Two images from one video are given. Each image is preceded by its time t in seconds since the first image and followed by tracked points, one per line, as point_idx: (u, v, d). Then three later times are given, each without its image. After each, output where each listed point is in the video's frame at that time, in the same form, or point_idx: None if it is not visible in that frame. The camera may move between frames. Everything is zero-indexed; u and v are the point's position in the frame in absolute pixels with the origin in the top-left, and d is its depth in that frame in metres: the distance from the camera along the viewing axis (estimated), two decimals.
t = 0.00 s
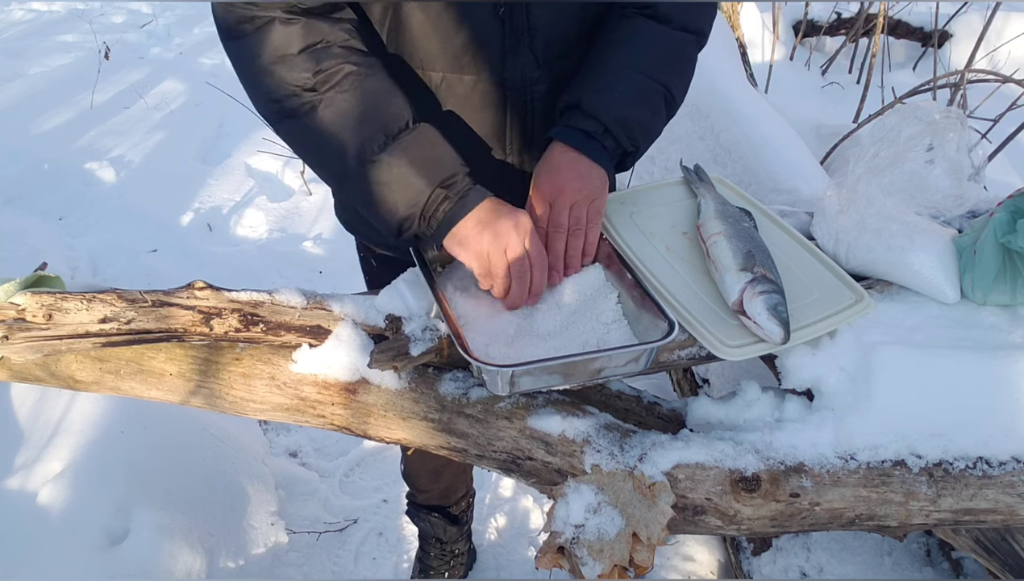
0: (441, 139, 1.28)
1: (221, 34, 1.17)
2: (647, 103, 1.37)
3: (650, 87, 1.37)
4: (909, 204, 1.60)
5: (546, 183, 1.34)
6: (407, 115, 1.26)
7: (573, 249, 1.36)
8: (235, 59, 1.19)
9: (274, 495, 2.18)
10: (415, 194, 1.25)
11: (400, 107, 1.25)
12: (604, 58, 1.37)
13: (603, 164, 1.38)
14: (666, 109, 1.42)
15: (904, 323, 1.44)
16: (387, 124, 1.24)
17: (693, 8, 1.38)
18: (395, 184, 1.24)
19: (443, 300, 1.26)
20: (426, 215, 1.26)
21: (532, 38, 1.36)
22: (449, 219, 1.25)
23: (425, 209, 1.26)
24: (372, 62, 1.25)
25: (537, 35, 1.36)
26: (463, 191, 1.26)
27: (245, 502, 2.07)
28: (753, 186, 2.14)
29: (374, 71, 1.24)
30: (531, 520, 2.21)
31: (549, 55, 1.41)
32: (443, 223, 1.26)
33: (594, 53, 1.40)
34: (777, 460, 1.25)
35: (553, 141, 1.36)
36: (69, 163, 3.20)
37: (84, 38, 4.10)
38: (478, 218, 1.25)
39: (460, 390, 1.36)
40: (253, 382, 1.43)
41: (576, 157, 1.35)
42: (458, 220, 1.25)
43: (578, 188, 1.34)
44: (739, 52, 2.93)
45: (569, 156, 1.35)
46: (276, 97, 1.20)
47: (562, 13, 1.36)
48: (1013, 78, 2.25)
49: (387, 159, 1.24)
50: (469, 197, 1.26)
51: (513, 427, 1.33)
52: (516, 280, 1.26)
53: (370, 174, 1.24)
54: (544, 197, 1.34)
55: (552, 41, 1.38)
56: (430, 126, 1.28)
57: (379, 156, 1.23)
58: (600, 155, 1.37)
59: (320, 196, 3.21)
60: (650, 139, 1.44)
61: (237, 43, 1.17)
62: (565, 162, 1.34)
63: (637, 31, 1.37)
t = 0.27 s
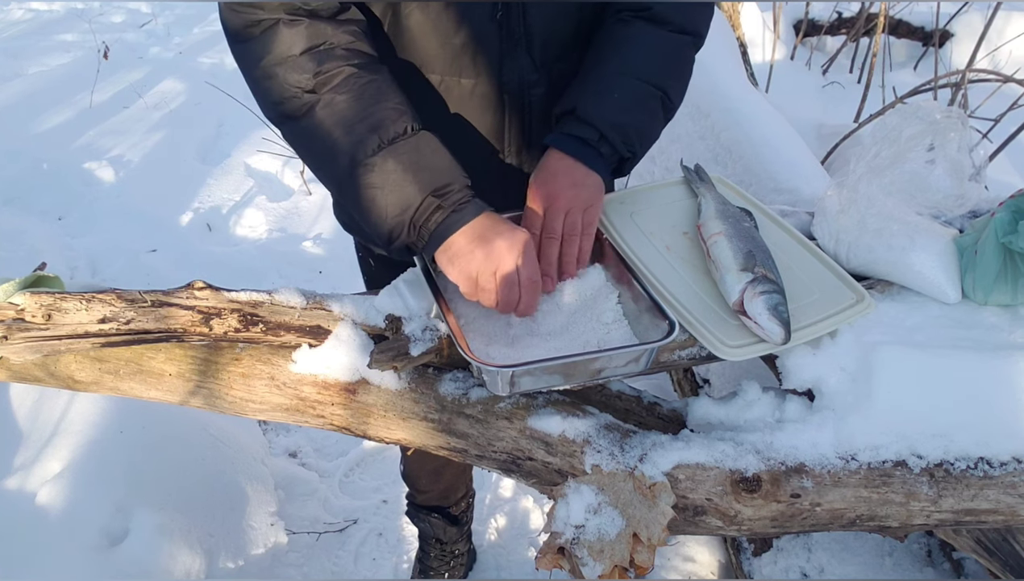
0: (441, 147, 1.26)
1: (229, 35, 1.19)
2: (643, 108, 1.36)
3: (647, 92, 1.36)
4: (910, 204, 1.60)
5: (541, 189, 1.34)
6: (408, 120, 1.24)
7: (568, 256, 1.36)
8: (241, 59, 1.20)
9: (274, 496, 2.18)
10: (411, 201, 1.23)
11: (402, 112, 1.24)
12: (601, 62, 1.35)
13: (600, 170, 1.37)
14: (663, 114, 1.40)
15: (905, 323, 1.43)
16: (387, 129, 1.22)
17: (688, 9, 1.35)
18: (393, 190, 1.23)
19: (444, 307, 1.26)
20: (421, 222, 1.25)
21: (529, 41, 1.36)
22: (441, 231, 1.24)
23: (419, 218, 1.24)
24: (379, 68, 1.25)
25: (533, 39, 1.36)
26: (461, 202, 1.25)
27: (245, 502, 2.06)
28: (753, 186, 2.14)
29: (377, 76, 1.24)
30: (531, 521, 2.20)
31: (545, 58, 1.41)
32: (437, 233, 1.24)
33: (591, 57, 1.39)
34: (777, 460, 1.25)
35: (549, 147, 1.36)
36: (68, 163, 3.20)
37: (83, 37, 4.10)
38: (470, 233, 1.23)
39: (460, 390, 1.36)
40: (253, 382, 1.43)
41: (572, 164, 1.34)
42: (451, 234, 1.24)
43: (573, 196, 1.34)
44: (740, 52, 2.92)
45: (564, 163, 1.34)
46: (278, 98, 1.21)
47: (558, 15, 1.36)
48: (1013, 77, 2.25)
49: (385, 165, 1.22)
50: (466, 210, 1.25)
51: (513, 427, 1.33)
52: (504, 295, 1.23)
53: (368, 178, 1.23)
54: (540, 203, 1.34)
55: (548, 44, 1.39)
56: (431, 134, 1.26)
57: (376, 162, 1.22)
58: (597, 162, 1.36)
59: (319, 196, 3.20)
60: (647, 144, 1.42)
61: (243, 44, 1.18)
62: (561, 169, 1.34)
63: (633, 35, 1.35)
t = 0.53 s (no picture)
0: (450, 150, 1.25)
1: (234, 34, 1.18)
2: (649, 110, 1.34)
3: (651, 94, 1.34)
4: (911, 203, 1.59)
5: (556, 206, 1.33)
6: (418, 123, 1.23)
7: (594, 265, 1.33)
8: (247, 59, 1.19)
9: (274, 496, 2.18)
10: (420, 206, 1.22)
11: (411, 114, 1.23)
12: (601, 68, 1.35)
13: (612, 176, 1.36)
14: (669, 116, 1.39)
15: (905, 324, 1.43)
16: (396, 131, 1.21)
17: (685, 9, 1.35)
18: (404, 193, 1.21)
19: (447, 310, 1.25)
20: (431, 227, 1.23)
21: (525, 43, 1.36)
22: (452, 237, 1.22)
23: (430, 224, 1.23)
24: (385, 67, 1.24)
25: (529, 40, 1.36)
26: (471, 208, 1.23)
27: (245, 502, 2.07)
28: (753, 186, 2.14)
29: (387, 76, 1.23)
30: (531, 521, 2.20)
31: (542, 60, 1.41)
32: (448, 238, 1.23)
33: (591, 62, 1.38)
34: (777, 460, 1.25)
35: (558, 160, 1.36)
36: (68, 163, 3.20)
37: (83, 37, 4.10)
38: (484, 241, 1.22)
39: (460, 391, 1.36)
40: (253, 382, 1.43)
41: (582, 174, 1.34)
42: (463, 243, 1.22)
43: (587, 205, 1.32)
44: (739, 52, 2.92)
45: (574, 174, 1.34)
46: (283, 97, 1.20)
47: (554, 17, 1.36)
48: (1014, 77, 2.24)
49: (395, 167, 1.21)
50: (478, 216, 1.23)
51: (513, 427, 1.33)
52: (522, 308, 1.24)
53: (378, 181, 1.21)
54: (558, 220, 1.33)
55: (544, 46, 1.39)
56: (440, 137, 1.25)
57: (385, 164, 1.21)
58: (609, 169, 1.35)
59: (319, 196, 3.20)
60: (656, 147, 1.40)
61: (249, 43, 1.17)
62: (572, 181, 1.33)
63: (631, 37, 1.34)
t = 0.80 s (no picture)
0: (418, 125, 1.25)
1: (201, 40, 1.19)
2: (647, 109, 1.34)
3: (648, 92, 1.34)
4: (911, 203, 1.59)
5: (547, 199, 1.31)
6: (382, 103, 1.24)
7: (576, 264, 1.31)
8: (214, 61, 1.20)
9: (274, 496, 2.18)
10: (392, 181, 1.21)
11: (375, 96, 1.23)
12: (599, 68, 1.35)
13: (605, 175, 1.33)
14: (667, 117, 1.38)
15: (905, 324, 1.43)
16: (361, 114, 1.21)
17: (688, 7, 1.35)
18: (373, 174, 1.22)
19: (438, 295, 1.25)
20: (404, 202, 1.23)
21: (524, 44, 1.37)
22: (425, 210, 1.22)
23: (402, 198, 1.22)
24: (347, 55, 1.24)
25: (528, 41, 1.37)
26: (442, 178, 1.22)
27: (245, 503, 2.07)
28: (753, 186, 2.14)
29: (350, 63, 1.23)
30: (531, 521, 2.20)
31: (540, 61, 1.41)
32: (420, 212, 1.22)
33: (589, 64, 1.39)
34: (777, 460, 1.25)
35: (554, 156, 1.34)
36: (68, 163, 3.20)
37: (83, 37, 4.10)
38: (458, 211, 1.21)
39: (460, 391, 1.36)
40: (253, 382, 1.43)
41: (576, 169, 1.31)
42: (435, 215, 1.21)
43: (577, 202, 1.29)
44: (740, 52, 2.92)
45: (569, 170, 1.31)
46: (255, 96, 1.20)
47: (552, 19, 1.37)
48: (1014, 77, 2.24)
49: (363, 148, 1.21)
50: (449, 185, 1.22)
51: (513, 427, 1.33)
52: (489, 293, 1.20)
53: (347, 164, 1.22)
54: (545, 213, 1.30)
55: (542, 48, 1.39)
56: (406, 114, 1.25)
57: (355, 142, 1.21)
58: (605, 167, 1.33)
59: (320, 196, 3.20)
60: (654, 147, 1.40)
61: (217, 47, 1.18)
62: (564, 176, 1.31)
63: (630, 38, 1.34)
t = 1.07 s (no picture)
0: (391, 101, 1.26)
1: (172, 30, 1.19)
2: (656, 127, 1.34)
3: (655, 109, 1.34)
4: (911, 204, 1.59)
5: (572, 217, 1.29)
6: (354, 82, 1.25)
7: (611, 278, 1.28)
8: (186, 49, 1.19)
9: (274, 496, 2.18)
10: (372, 157, 1.24)
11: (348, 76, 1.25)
12: (603, 85, 1.35)
13: (622, 194, 1.34)
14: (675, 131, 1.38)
15: (905, 324, 1.43)
16: (337, 95, 1.24)
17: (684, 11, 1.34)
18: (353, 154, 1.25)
19: (434, 287, 1.27)
20: (386, 176, 1.26)
21: (514, 48, 1.37)
22: (406, 180, 1.24)
23: (382, 173, 1.26)
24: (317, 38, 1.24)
25: (518, 45, 1.37)
26: (419, 149, 1.25)
27: (245, 503, 2.07)
28: (753, 186, 2.14)
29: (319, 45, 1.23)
30: (531, 521, 2.20)
31: (530, 64, 1.41)
32: (402, 183, 1.25)
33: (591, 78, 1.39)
34: (777, 460, 1.25)
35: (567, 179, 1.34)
36: (69, 163, 3.20)
37: (83, 37, 4.09)
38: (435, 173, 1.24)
39: (460, 391, 1.36)
40: (253, 382, 1.43)
41: (595, 190, 1.31)
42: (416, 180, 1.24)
43: (606, 215, 1.28)
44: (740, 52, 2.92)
45: (588, 188, 1.31)
46: (229, 84, 1.20)
47: (542, 23, 1.36)
48: (1014, 77, 2.24)
49: (342, 126, 1.24)
50: (425, 154, 1.25)
51: (513, 427, 1.33)
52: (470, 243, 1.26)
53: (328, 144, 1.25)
54: (573, 228, 1.28)
55: (532, 52, 1.39)
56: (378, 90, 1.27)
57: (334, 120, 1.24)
58: (620, 187, 1.34)
59: (320, 196, 3.20)
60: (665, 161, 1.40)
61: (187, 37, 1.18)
62: (582, 194, 1.31)
63: (630, 54, 1.34)
